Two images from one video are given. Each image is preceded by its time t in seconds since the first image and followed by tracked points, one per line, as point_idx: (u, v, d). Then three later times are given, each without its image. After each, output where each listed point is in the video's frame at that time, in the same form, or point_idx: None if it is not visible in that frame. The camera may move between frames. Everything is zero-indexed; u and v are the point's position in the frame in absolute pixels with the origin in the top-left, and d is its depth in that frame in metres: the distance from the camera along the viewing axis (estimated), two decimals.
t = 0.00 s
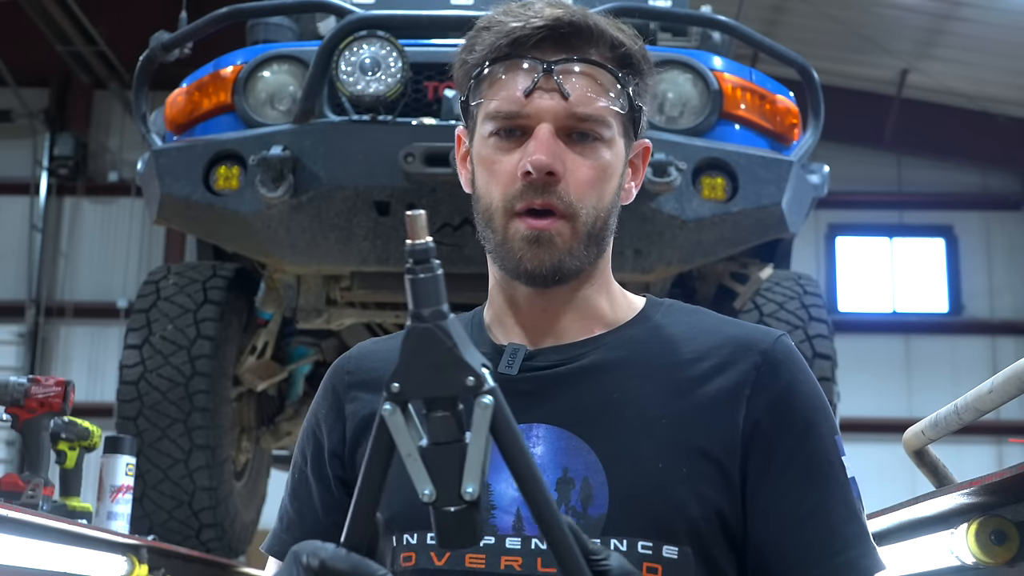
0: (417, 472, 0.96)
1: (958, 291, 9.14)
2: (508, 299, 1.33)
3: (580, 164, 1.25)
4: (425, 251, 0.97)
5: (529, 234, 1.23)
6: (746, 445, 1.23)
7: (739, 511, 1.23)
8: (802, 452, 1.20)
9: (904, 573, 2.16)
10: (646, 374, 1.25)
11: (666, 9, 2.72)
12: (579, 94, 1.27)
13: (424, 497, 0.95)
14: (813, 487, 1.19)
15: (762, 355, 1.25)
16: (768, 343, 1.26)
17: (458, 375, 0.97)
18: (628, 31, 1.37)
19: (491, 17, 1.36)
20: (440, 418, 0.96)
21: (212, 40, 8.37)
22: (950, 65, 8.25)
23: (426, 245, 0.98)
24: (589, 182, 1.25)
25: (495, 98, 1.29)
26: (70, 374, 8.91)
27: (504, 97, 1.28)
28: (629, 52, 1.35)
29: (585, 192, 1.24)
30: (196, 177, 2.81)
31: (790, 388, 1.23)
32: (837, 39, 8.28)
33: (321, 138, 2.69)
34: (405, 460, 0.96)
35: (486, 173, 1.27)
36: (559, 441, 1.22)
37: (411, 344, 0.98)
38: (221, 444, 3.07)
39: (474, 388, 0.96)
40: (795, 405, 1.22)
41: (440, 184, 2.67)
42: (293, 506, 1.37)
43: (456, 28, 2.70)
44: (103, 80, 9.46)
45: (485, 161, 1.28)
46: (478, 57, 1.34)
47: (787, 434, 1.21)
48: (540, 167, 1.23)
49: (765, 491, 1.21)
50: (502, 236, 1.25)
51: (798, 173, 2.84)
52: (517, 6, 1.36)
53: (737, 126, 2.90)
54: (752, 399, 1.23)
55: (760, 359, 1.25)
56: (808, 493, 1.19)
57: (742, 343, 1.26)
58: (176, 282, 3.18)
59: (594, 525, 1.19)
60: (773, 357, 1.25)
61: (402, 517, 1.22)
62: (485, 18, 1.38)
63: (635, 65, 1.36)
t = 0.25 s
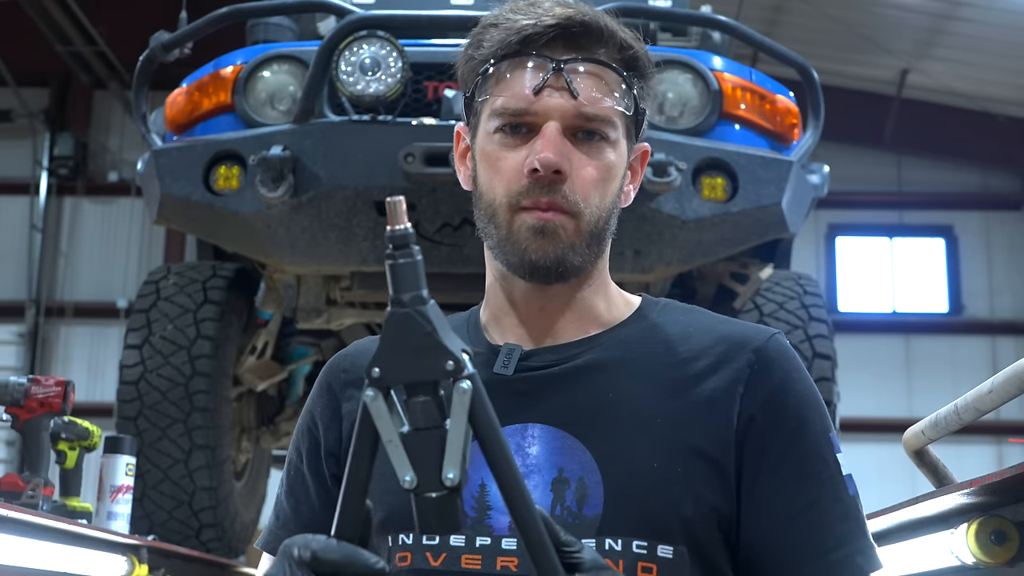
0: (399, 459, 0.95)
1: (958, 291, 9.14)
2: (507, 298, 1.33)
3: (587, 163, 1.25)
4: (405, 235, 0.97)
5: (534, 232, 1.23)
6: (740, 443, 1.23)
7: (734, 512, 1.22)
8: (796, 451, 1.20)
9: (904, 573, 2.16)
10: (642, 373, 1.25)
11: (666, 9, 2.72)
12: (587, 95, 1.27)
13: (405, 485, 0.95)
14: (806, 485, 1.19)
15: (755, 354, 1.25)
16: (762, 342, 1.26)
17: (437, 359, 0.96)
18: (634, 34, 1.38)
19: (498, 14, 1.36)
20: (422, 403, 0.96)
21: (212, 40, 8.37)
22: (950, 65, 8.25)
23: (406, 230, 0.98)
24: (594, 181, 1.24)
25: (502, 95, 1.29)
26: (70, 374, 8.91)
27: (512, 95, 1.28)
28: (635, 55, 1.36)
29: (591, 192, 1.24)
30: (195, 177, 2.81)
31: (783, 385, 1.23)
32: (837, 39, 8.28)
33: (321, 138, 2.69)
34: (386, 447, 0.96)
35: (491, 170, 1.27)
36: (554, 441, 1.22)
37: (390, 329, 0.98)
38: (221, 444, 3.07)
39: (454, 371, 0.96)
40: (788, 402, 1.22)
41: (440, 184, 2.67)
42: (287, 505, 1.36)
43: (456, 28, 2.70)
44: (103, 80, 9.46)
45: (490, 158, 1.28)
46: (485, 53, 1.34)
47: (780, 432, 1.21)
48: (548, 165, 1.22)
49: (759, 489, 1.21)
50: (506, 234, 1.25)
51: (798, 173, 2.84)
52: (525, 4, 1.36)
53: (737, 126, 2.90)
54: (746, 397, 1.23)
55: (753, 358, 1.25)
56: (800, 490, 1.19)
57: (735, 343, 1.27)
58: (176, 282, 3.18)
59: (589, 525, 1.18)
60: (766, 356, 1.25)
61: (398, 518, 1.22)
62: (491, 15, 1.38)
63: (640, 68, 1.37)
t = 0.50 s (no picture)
0: (374, 435, 1.00)
1: (958, 291, 9.14)
2: (507, 299, 1.33)
3: (587, 163, 1.25)
4: (388, 217, 1.04)
5: (534, 232, 1.23)
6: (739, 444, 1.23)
7: (730, 514, 1.22)
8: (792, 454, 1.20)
9: (904, 573, 2.16)
10: (642, 375, 1.25)
11: (666, 9, 2.72)
12: (589, 94, 1.27)
13: (381, 464, 1.00)
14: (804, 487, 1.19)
15: (752, 356, 1.25)
16: (759, 344, 1.26)
17: (413, 337, 1.01)
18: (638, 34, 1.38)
19: (501, 11, 1.36)
20: (400, 381, 1.01)
21: (212, 40, 8.37)
22: (950, 65, 8.25)
23: (390, 214, 1.05)
24: (594, 182, 1.24)
25: (504, 94, 1.29)
26: (70, 374, 8.91)
27: (514, 93, 1.28)
28: (640, 55, 1.35)
29: (590, 192, 1.24)
30: (196, 177, 2.81)
31: (779, 387, 1.23)
32: (837, 39, 8.28)
33: (321, 138, 2.69)
34: (365, 426, 1.01)
35: (492, 169, 1.27)
36: (554, 442, 1.22)
37: (371, 308, 1.04)
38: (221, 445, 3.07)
39: (429, 350, 1.01)
40: (784, 405, 1.22)
41: (440, 184, 2.67)
42: (287, 510, 1.35)
43: (456, 28, 2.70)
44: (103, 80, 9.46)
45: (490, 156, 1.28)
46: (486, 51, 1.33)
47: (777, 433, 1.21)
48: (548, 166, 1.22)
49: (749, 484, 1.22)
50: (505, 234, 1.25)
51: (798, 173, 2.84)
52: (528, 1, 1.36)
53: (737, 126, 2.90)
54: (745, 399, 1.23)
55: (750, 359, 1.25)
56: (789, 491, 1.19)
57: (732, 344, 1.27)
58: (176, 282, 3.18)
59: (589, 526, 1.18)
60: (762, 358, 1.25)
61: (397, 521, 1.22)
62: (494, 12, 1.37)
63: (644, 67, 1.36)
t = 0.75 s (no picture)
0: (326, 439, 1.02)
1: (958, 291, 9.14)
2: (504, 300, 1.33)
3: (591, 171, 1.25)
4: (349, 223, 1.06)
5: (536, 238, 1.24)
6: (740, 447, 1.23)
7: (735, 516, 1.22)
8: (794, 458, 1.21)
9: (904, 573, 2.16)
10: (641, 376, 1.25)
11: (665, 9, 2.72)
12: (594, 103, 1.27)
13: (331, 468, 1.01)
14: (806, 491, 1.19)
15: (754, 356, 1.25)
16: (761, 344, 1.27)
17: (366, 343, 1.03)
18: (642, 38, 1.37)
19: (505, 12, 1.35)
20: (355, 386, 1.02)
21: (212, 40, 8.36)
22: (950, 65, 8.25)
23: (351, 219, 1.06)
24: (597, 190, 1.25)
25: (507, 99, 1.28)
26: (70, 374, 8.91)
27: (518, 99, 1.27)
28: (644, 61, 1.35)
29: (593, 200, 1.25)
30: (195, 177, 2.81)
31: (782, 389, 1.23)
32: (837, 39, 8.28)
33: (321, 138, 2.69)
34: (317, 430, 1.02)
35: (494, 174, 1.27)
36: (552, 444, 1.21)
37: (327, 311, 1.05)
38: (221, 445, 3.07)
39: (381, 355, 1.03)
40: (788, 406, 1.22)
41: (440, 184, 2.67)
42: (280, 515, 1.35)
43: (456, 28, 2.70)
44: (103, 80, 9.46)
45: (492, 161, 1.28)
46: (490, 54, 1.32)
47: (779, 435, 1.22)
48: (551, 175, 1.23)
49: (833, 509, 1.05)
50: (506, 238, 1.26)
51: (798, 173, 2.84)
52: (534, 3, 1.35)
53: (737, 126, 2.90)
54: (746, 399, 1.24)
55: (752, 360, 1.25)
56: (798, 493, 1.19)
57: (736, 344, 1.27)
58: (176, 282, 3.18)
59: (588, 527, 1.18)
60: (765, 358, 1.25)
61: (396, 522, 1.22)
62: (498, 12, 1.36)
63: (648, 73, 1.36)
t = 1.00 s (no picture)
0: (356, 458, 0.90)
1: (958, 291, 9.14)
2: (502, 298, 1.33)
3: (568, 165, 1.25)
4: (369, 240, 0.91)
5: (513, 234, 1.24)
6: (741, 450, 1.22)
7: (732, 520, 1.22)
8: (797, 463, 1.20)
9: (904, 573, 2.15)
10: (646, 377, 1.25)
11: (666, 9, 2.72)
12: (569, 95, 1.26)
13: (363, 488, 0.89)
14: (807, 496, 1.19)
15: (756, 360, 1.25)
16: (763, 347, 1.26)
17: (393, 361, 0.91)
18: (631, 27, 1.35)
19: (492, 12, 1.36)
20: (382, 405, 0.90)
21: (212, 40, 8.37)
22: (950, 65, 8.25)
23: (371, 233, 0.92)
24: (575, 184, 1.24)
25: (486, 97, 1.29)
26: (70, 374, 8.92)
27: (495, 95, 1.27)
28: (629, 51, 1.33)
29: (570, 195, 1.24)
30: (196, 177, 2.81)
31: (784, 394, 1.22)
32: (837, 39, 8.28)
33: (321, 138, 2.69)
34: (346, 449, 0.91)
35: (476, 171, 1.28)
36: (553, 447, 1.22)
37: (351, 330, 0.92)
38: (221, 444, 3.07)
39: (409, 375, 0.90)
40: (790, 411, 1.21)
41: (440, 184, 2.67)
42: (286, 512, 1.36)
43: (456, 28, 2.69)
44: (103, 80, 9.46)
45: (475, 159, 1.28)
46: (473, 54, 1.34)
47: (782, 441, 1.21)
48: (523, 169, 1.23)
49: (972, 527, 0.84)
50: (489, 236, 1.26)
51: (798, 173, 2.84)
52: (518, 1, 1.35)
53: (737, 126, 2.90)
54: (747, 404, 1.23)
55: (754, 363, 1.24)
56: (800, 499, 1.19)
57: (737, 347, 1.26)
58: (176, 282, 3.18)
59: (589, 532, 1.18)
60: (767, 362, 1.24)
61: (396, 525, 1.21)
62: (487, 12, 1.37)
63: (636, 64, 1.34)
